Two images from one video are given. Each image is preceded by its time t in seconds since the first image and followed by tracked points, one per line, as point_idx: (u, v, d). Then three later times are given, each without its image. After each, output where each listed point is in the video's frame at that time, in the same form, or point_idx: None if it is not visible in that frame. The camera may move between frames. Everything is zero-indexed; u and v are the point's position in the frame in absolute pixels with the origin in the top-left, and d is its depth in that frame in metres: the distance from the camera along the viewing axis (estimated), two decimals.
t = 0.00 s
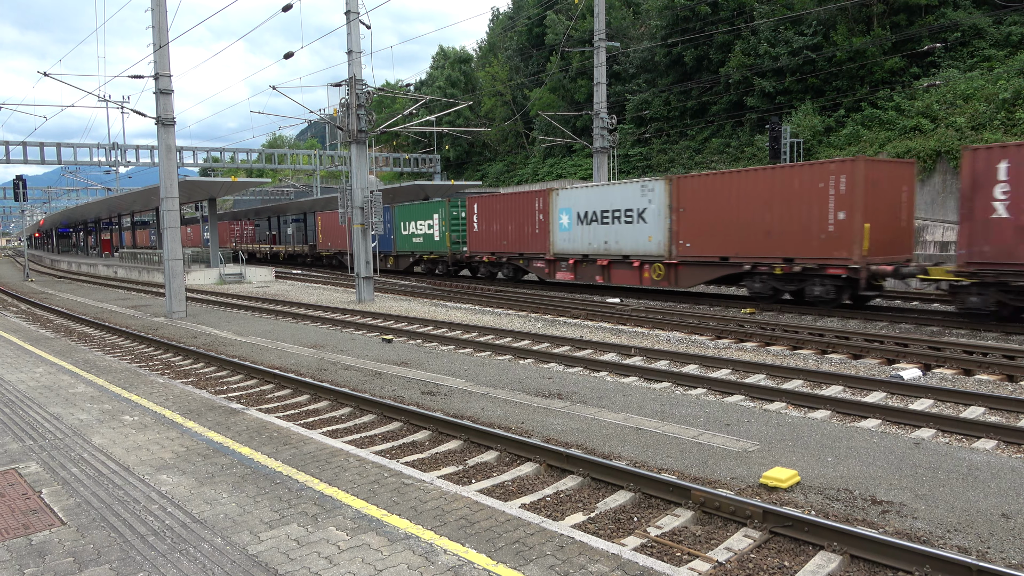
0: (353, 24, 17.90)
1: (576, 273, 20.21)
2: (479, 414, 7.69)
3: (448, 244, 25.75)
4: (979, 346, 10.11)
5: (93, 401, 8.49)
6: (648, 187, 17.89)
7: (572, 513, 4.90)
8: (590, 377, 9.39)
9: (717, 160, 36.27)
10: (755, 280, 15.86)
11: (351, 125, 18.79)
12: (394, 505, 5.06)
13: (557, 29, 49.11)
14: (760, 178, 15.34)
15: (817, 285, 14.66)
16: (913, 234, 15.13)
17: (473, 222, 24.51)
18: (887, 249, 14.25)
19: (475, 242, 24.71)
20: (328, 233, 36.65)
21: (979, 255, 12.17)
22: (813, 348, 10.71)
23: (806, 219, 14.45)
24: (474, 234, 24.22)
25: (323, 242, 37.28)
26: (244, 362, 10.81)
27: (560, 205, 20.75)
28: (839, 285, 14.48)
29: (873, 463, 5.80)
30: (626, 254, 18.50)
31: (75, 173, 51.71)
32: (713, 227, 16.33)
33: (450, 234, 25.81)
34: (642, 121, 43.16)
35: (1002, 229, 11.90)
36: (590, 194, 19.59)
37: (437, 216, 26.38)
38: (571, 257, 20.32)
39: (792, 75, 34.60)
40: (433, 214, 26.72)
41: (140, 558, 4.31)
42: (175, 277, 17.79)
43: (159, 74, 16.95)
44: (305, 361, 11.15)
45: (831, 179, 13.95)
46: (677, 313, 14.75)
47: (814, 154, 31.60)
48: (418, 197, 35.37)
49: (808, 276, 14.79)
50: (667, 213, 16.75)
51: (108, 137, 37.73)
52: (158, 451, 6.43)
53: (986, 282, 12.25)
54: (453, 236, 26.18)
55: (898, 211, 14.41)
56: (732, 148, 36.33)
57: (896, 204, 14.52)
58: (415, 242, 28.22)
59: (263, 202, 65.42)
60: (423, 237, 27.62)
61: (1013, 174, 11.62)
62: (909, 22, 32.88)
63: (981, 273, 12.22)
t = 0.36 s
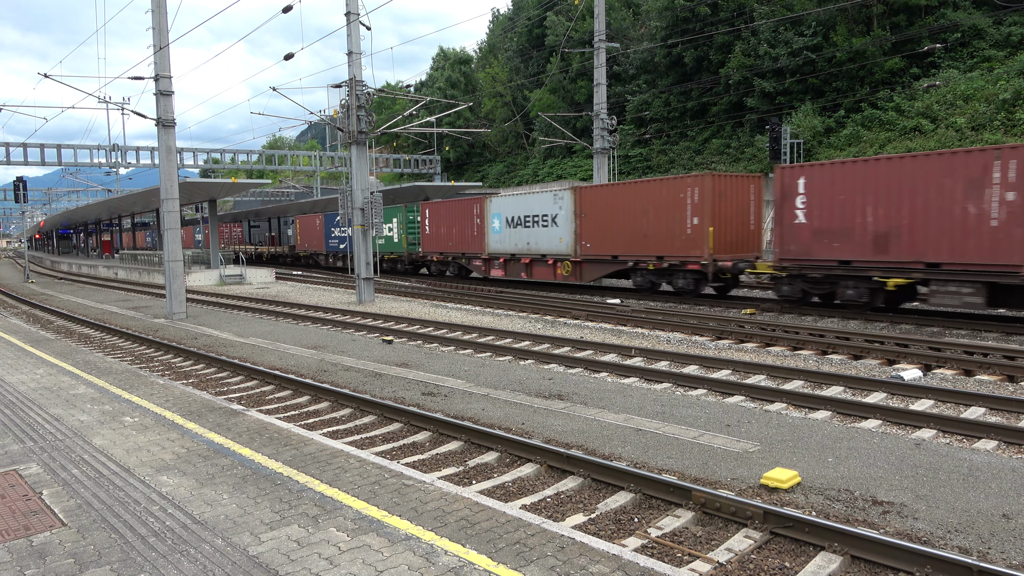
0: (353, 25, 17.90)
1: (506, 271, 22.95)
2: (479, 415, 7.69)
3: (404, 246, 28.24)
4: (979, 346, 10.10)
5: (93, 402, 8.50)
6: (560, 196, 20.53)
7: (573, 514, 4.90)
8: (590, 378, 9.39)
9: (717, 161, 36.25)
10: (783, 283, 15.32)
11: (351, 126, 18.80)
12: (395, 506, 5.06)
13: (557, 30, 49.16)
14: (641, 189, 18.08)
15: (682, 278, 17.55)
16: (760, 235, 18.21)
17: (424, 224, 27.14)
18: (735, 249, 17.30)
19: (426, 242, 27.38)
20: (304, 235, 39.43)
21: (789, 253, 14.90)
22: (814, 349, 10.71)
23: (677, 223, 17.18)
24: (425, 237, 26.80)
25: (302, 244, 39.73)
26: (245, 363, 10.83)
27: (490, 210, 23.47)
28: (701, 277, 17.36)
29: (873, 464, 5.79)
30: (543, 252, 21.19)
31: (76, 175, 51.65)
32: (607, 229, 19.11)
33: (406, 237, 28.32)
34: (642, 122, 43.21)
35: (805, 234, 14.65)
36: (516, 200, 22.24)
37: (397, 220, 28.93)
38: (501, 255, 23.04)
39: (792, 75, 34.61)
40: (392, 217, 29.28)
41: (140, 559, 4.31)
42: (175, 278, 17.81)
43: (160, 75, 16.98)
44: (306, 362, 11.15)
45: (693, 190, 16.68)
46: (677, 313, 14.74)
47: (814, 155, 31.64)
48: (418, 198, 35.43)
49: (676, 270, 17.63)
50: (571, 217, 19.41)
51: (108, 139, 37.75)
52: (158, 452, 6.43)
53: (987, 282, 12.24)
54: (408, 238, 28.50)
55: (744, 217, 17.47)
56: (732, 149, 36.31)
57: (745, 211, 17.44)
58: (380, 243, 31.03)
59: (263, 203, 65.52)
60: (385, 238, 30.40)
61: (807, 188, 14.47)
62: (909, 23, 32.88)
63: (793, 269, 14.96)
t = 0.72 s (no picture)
0: (353, 26, 17.91)
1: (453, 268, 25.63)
2: (479, 415, 7.68)
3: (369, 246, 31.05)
4: (979, 347, 10.10)
5: (94, 402, 8.51)
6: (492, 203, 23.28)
7: (572, 515, 4.90)
8: (590, 378, 9.39)
9: (717, 162, 36.27)
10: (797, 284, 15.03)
11: (351, 127, 18.81)
12: (395, 507, 5.06)
13: (558, 31, 49.17)
14: (551, 199, 21.07)
15: (584, 274, 20.55)
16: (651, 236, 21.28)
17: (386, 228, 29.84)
18: (627, 249, 20.31)
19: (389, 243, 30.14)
20: (284, 235, 41.99)
21: (659, 253, 17.71)
22: (814, 350, 10.72)
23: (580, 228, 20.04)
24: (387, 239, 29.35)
25: (282, 245, 42.19)
26: (244, 363, 10.84)
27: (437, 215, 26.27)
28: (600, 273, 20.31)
29: (873, 465, 5.79)
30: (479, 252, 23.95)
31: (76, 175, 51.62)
32: (526, 233, 22.04)
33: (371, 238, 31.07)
34: (642, 123, 43.24)
35: (670, 236, 17.51)
36: (457, 206, 25.02)
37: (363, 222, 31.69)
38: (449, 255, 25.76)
39: (792, 76, 34.63)
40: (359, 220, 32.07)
41: (140, 559, 4.31)
42: (175, 278, 17.82)
43: (161, 76, 16.99)
44: (305, 363, 11.16)
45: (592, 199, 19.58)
46: (677, 314, 14.74)
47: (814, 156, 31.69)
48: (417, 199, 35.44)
49: (580, 267, 20.63)
50: (499, 222, 22.07)
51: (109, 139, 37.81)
52: (159, 453, 6.44)
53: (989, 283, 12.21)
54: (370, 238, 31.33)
55: (635, 221, 20.50)
56: (732, 150, 36.33)
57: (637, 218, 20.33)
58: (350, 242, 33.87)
59: (263, 203, 65.63)
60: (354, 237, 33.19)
61: (671, 199, 17.35)
62: (909, 24, 32.86)
63: (663, 265, 17.82)
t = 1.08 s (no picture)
0: (353, 26, 17.91)
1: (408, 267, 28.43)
2: (479, 416, 7.68)
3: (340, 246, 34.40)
4: (979, 349, 10.09)
5: (93, 402, 8.50)
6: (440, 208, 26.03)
7: (572, 515, 4.90)
8: (590, 379, 9.40)
9: (717, 163, 36.31)
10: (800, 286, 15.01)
11: (351, 127, 18.80)
12: (395, 508, 5.05)
13: (559, 32, 49.20)
14: (485, 206, 23.73)
15: (511, 271, 23.27)
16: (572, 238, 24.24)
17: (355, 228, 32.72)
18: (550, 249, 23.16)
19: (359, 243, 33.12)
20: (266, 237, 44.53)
21: (567, 252, 20.74)
22: (814, 351, 10.72)
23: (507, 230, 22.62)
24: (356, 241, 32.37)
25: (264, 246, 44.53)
26: (244, 363, 10.85)
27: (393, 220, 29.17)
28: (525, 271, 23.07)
29: (873, 467, 5.79)
30: (428, 253, 26.94)
31: (76, 174, 51.54)
32: (468, 237, 24.71)
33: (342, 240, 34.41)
34: (642, 124, 43.26)
35: (575, 238, 20.56)
36: (411, 210, 27.76)
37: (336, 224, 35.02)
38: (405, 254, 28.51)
39: (793, 78, 34.66)
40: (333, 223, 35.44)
41: (139, 559, 4.31)
42: (175, 278, 17.82)
43: (162, 75, 17.01)
44: (305, 363, 11.16)
45: (516, 206, 22.14)
46: (677, 315, 14.74)
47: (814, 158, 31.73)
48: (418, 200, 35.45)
49: (509, 266, 23.30)
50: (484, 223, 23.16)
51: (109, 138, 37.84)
52: (158, 453, 6.43)
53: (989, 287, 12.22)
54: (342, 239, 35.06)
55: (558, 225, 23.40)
56: (732, 151, 36.34)
57: (557, 222, 22.97)
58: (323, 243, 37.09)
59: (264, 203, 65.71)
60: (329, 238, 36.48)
61: (575, 207, 20.44)
62: (909, 26, 32.89)
63: (570, 263, 20.85)
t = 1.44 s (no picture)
0: (353, 26, 17.91)
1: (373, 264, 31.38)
2: (478, 416, 7.68)
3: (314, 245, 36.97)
4: (979, 350, 10.11)
5: (93, 402, 8.49)
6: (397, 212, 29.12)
7: (572, 515, 4.90)
8: (590, 380, 9.39)
9: (717, 164, 36.33)
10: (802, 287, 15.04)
11: (351, 127, 18.80)
12: (394, 507, 5.05)
13: (559, 32, 49.24)
14: (432, 211, 26.72)
15: (456, 268, 26.44)
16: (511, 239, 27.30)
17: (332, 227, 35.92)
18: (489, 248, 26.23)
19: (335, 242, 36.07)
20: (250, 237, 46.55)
21: (498, 252, 23.86)
22: (813, 352, 10.72)
23: (451, 232, 25.86)
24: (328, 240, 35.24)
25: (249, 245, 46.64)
26: (243, 363, 10.84)
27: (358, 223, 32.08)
28: (466, 267, 26.22)
29: (873, 467, 5.79)
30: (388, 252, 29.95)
31: (76, 174, 51.48)
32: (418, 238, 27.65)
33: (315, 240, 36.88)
34: (642, 124, 43.29)
35: (504, 239, 23.60)
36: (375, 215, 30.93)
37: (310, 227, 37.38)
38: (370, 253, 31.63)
39: (793, 79, 34.70)
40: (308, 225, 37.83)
41: (139, 559, 4.31)
42: (175, 278, 17.81)
43: (162, 75, 17.00)
44: (305, 363, 11.15)
45: (457, 211, 25.40)
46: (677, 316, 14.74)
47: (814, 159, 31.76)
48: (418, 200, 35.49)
49: (453, 263, 26.51)
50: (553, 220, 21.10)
51: (109, 138, 37.86)
52: (158, 452, 6.43)
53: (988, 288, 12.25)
54: (318, 240, 37.48)
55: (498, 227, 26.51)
56: (732, 152, 36.36)
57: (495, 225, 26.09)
58: (299, 244, 39.42)
59: (264, 203, 65.74)
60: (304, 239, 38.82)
61: (503, 212, 23.47)
62: (909, 27, 32.91)
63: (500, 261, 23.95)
